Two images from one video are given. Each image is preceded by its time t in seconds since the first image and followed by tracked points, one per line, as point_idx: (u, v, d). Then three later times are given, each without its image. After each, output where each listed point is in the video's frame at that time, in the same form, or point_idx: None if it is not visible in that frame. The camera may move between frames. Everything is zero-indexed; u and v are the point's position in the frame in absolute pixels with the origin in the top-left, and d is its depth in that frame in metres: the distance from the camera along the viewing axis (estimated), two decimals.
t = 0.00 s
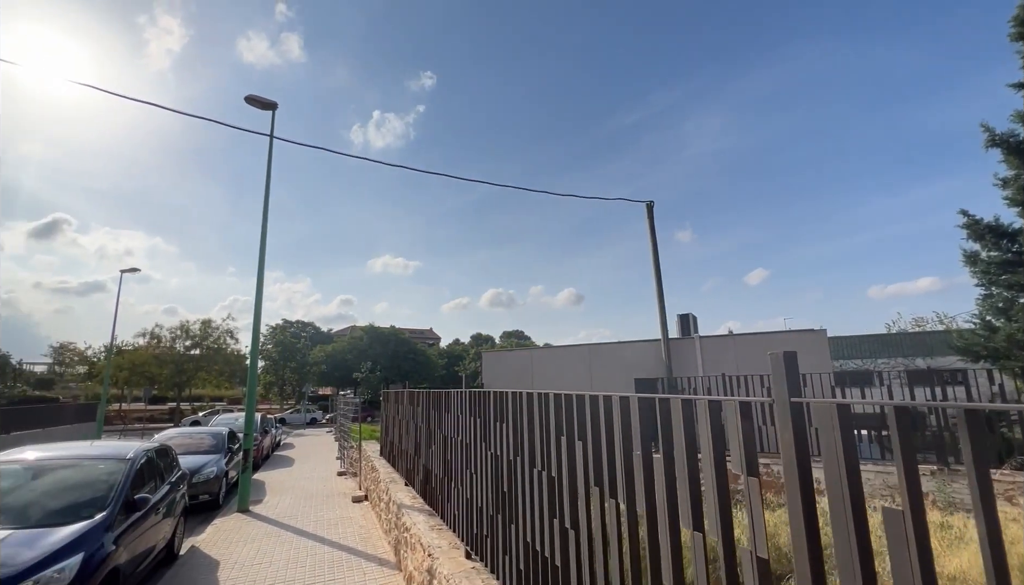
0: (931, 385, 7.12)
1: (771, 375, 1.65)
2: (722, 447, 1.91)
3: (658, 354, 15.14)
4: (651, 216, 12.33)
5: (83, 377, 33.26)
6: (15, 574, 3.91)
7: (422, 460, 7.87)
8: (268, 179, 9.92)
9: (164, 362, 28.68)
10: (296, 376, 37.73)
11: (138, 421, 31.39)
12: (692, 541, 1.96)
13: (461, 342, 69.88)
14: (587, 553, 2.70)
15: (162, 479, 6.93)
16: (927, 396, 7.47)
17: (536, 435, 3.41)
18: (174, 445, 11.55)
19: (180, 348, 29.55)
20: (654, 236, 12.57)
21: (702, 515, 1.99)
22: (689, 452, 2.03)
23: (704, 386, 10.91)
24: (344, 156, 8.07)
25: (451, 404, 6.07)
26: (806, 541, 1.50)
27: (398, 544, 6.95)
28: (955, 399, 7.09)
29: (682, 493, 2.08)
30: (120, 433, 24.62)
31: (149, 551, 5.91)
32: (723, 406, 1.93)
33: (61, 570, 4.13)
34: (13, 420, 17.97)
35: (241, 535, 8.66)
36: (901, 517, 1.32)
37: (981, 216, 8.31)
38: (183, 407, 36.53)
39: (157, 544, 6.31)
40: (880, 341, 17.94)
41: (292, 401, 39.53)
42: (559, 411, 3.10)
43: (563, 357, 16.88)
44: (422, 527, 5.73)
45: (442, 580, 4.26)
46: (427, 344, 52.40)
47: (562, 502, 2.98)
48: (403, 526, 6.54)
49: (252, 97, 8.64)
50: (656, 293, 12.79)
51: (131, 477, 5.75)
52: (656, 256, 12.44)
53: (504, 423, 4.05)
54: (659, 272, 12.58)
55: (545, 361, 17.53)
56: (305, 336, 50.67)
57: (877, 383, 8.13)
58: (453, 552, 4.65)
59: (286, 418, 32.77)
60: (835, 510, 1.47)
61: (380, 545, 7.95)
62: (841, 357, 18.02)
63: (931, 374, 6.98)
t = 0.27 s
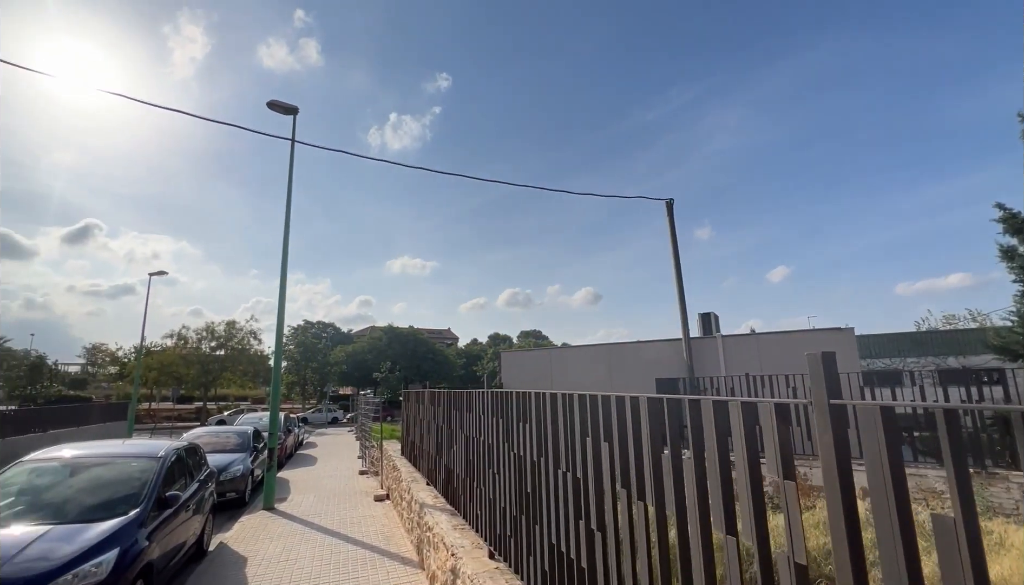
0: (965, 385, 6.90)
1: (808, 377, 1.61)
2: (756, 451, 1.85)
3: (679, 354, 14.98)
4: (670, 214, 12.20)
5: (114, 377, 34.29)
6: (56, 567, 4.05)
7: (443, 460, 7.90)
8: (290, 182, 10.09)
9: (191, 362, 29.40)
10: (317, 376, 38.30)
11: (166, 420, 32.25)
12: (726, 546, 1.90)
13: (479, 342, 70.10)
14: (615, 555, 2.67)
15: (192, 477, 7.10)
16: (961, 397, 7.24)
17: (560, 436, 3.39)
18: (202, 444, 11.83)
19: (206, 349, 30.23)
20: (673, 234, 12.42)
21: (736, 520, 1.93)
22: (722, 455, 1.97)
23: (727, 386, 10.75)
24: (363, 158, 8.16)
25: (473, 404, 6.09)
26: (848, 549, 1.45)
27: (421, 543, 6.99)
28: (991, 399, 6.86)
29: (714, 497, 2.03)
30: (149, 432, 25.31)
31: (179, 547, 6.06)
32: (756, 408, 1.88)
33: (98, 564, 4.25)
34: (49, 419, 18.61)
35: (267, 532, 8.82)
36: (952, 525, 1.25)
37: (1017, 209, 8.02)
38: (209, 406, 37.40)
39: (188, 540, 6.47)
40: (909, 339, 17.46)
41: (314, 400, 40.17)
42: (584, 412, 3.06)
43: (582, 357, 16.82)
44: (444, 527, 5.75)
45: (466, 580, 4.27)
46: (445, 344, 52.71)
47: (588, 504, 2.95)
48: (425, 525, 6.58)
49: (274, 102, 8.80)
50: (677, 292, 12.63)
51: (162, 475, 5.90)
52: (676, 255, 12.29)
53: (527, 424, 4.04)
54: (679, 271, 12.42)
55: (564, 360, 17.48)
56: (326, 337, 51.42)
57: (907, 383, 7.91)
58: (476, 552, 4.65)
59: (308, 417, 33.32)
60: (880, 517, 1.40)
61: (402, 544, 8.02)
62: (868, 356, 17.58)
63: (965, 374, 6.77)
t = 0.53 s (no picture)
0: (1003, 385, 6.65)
1: (848, 379, 1.56)
2: (791, 455, 1.80)
3: (701, 353, 14.78)
4: (691, 211, 12.03)
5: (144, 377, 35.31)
6: (95, 561, 4.18)
7: (465, 460, 7.93)
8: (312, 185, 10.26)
9: (217, 363, 30.07)
10: (339, 376, 38.83)
11: (194, 419, 33.09)
12: (759, 550, 1.86)
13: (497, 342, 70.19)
14: (642, 557, 2.64)
15: (220, 475, 7.27)
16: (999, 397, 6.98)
17: (585, 437, 3.37)
18: (229, 442, 12.10)
19: (231, 349, 30.92)
20: (694, 232, 12.24)
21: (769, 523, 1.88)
22: (754, 458, 1.93)
23: (752, 385, 10.56)
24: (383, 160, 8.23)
25: (495, 404, 6.11)
26: (894, 557, 1.40)
27: (444, 543, 7.03)
28: None
29: (746, 500, 1.98)
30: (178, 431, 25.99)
31: (210, 543, 6.21)
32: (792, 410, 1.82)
33: (134, 559, 4.39)
34: (83, 418, 19.23)
35: (293, 529, 8.98)
36: (1006, 533, 1.20)
37: None
38: (235, 406, 38.23)
39: (217, 536, 6.63)
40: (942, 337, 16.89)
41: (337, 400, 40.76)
42: (609, 413, 3.04)
43: (603, 356, 16.74)
44: (467, 526, 5.77)
45: (490, 580, 4.27)
46: (464, 344, 52.97)
47: (614, 505, 2.92)
48: (448, 525, 6.62)
49: (295, 107, 8.95)
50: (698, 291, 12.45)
51: (193, 472, 6.06)
52: (697, 252, 12.12)
53: (550, 424, 4.03)
54: (701, 269, 12.24)
55: (584, 360, 17.40)
56: (347, 337, 52.14)
57: (941, 383, 7.68)
58: (499, 551, 4.65)
59: (330, 416, 33.82)
60: (925, 524, 1.35)
61: (424, 543, 8.07)
62: (898, 355, 17.09)
63: (1003, 374, 6.54)
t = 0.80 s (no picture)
0: None
1: (887, 379, 1.51)
2: (827, 457, 1.75)
3: (724, 352, 14.57)
4: (712, 208, 11.87)
5: (173, 377, 36.25)
6: (130, 556, 4.31)
7: (486, 459, 7.95)
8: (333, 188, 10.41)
9: (242, 363, 30.71)
10: (360, 376, 39.29)
11: (221, 418, 33.86)
12: (794, 554, 1.81)
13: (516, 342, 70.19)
14: (670, 559, 2.60)
15: (248, 473, 7.43)
16: None
17: (609, 437, 3.34)
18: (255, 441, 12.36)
19: (256, 350, 31.55)
20: (715, 229, 12.06)
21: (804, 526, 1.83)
22: (787, 459, 1.88)
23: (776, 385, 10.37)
24: (403, 161, 8.30)
25: (516, 404, 6.11)
26: (940, 563, 1.35)
27: (466, 542, 7.06)
28: None
29: (779, 502, 1.93)
30: (206, 429, 26.60)
31: (238, 539, 6.34)
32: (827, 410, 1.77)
33: (168, 554, 4.50)
34: (115, 417, 19.82)
35: (318, 527, 9.13)
36: None
37: None
38: (260, 405, 39.02)
39: (245, 533, 6.78)
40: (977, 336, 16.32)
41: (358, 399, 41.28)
42: (634, 413, 3.01)
43: (623, 356, 16.63)
44: (490, 526, 5.77)
45: (514, 580, 4.27)
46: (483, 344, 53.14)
47: (641, 506, 2.89)
48: (471, 524, 6.64)
49: (316, 111, 9.10)
50: (721, 289, 12.26)
51: (221, 470, 6.21)
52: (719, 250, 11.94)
53: (573, 424, 4.01)
54: (723, 267, 12.05)
55: (604, 360, 17.30)
56: (367, 338, 52.76)
57: (976, 383, 7.43)
58: (522, 551, 4.65)
59: (352, 416, 34.27)
60: (972, 529, 1.30)
61: (446, 542, 8.11)
62: (930, 354, 16.59)
63: None
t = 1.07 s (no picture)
0: None
1: (931, 378, 1.47)
2: (866, 459, 1.70)
3: (749, 352, 14.30)
4: (736, 205, 11.67)
5: (202, 377, 37.23)
6: (167, 550, 4.44)
7: (510, 459, 7.96)
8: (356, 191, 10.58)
9: (269, 364, 31.40)
10: (382, 376, 39.77)
11: (249, 417, 34.68)
12: (832, 558, 1.76)
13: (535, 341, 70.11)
14: (701, 561, 2.56)
15: (277, 471, 7.60)
16: None
17: (636, 438, 3.30)
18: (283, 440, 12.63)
19: (282, 351, 32.23)
20: (740, 226, 11.86)
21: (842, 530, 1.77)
22: (822, 461, 1.83)
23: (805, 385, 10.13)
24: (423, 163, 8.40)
25: (540, 404, 6.11)
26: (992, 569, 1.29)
27: (490, 541, 7.08)
28: None
29: (815, 505, 1.88)
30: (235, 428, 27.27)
31: (268, 536, 6.48)
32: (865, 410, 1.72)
33: (203, 549, 4.63)
34: (149, 416, 20.46)
35: (344, 525, 9.28)
36: None
37: None
38: (286, 405, 39.82)
39: (275, 530, 6.93)
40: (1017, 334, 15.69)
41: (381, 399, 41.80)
42: (662, 414, 2.97)
43: (646, 355, 16.47)
44: (514, 525, 5.78)
45: (540, 580, 4.27)
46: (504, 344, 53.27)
47: (670, 508, 2.84)
48: (495, 524, 6.67)
49: (339, 116, 9.26)
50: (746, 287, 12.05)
51: (252, 468, 6.36)
52: (744, 247, 11.73)
53: (599, 424, 3.99)
54: (748, 265, 11.84)
55: (626, 359, 17.16)
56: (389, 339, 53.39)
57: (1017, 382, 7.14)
58: (548, 551, 4.64)
59: (376, 415, 34.73)
60: None
61: (471, 541, 8.16)
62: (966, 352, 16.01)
63: None
